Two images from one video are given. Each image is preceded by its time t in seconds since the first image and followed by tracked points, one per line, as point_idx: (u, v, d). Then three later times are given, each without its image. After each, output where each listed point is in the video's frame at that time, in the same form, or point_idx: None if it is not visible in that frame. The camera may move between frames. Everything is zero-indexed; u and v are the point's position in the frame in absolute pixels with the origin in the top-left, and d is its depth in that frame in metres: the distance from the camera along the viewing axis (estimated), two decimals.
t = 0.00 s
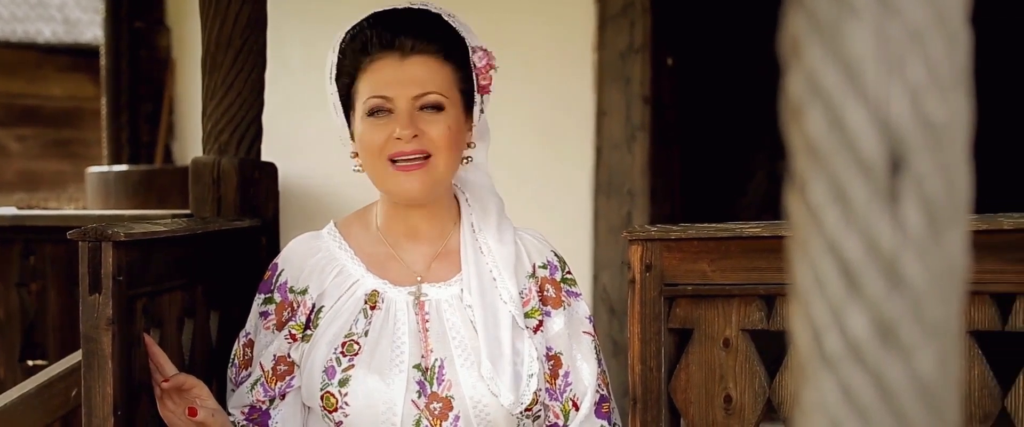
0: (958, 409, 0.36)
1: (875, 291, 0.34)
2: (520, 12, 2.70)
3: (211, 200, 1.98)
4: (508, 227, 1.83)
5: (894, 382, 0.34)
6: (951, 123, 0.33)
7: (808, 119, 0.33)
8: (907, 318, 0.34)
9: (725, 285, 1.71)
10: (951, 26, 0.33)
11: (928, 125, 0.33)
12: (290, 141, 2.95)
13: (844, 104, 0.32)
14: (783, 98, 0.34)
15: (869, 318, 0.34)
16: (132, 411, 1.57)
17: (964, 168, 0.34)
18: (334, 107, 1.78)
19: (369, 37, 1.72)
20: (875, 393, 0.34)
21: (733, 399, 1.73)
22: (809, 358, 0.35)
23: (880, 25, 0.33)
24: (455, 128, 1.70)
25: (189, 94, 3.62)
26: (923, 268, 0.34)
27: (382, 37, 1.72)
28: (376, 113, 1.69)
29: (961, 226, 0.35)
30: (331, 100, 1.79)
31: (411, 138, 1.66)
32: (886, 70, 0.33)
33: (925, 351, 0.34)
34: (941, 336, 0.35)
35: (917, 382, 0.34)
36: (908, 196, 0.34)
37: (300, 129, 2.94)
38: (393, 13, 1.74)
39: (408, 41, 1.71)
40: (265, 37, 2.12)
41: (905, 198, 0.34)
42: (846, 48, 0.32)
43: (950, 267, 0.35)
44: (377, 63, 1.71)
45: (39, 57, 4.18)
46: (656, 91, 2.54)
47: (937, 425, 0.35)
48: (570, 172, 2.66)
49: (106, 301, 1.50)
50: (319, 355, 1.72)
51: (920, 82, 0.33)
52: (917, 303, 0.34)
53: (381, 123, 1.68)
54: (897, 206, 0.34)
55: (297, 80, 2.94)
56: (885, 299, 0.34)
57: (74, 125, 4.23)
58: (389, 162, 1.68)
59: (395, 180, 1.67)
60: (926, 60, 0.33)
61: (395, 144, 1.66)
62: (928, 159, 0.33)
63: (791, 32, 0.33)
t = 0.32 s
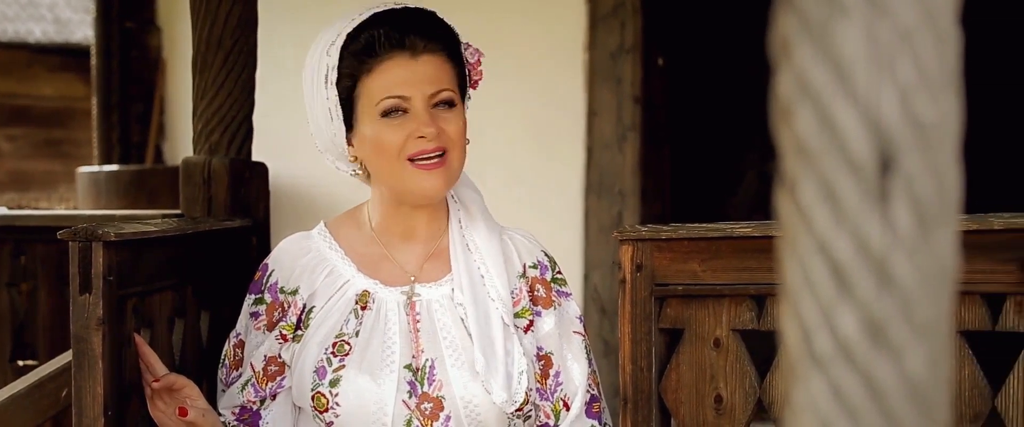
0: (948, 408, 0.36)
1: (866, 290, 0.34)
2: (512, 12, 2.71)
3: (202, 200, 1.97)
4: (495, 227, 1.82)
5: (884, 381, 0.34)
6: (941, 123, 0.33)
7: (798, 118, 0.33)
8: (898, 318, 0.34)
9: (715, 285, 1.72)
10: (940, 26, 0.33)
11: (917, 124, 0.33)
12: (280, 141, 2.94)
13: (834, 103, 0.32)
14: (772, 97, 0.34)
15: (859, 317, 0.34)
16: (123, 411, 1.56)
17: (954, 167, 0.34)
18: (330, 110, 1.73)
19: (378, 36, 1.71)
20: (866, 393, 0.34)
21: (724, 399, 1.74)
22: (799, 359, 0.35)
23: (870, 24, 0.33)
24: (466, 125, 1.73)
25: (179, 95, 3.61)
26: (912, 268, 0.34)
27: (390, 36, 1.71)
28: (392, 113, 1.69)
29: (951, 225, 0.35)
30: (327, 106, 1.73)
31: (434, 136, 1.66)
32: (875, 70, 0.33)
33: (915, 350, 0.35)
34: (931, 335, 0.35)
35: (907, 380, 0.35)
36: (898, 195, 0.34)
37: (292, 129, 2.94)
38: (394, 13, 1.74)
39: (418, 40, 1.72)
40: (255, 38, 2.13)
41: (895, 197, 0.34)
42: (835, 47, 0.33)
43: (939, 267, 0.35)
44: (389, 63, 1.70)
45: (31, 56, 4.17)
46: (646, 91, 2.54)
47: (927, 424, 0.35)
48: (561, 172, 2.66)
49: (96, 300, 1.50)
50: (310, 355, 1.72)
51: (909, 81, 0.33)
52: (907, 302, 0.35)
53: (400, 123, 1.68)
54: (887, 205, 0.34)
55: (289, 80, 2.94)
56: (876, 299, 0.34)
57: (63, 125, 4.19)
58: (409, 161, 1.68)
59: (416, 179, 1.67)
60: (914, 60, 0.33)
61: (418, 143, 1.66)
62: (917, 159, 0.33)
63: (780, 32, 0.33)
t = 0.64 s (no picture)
0: (936, 408, 0.37)
1: (855, 290, 0.35)
2: (502, 12, 2.72)
3: (192, 200, 1.97)
4: (490, 227, 1.83)
5: (872, 380, 0.35)
6: (930, 124, 0.34)
7: (786, 119, 0.33)
8: (888, 319, 0.35)
9: (705, 285, 1.72)
10: (930, 27, 0.33)
11: (906, 125, 0.34)
12: (271, 141, 2.94)
13: (822, 103, 0.33)
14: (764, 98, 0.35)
15: (847, 317, 0.35)
16: (112, 412, 1.56)
17: (945, 168, 0.35)
18: (312, 115, 1.78)
19: (343, 41, 1.72)
20: (855, 394, 0.35)
21: (713, 399, 1.74)
22: (790, 358, 0.36)
23: (860, 25, 0.33)
24: (436, 124, 1.70)
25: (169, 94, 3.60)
26: (901, 268, 0.35)
27: (354, 40, 1.72)
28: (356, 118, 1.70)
29: (940, 226, 0.35)
30: (309, 110, 1.79)
31: (393, 139, 1.66)
32: (865, 71, 0.33)
33: (904, 351, 0.35)
34: (921, 336, 0.35)
35: (895, 381, 0.35)
36: (886, 197, 0.34)
37: (282, 129, 2.93)
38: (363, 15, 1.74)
39: (381, 42, 1.71)
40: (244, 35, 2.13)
41: (884, 198, 0.34)
42: (824, 47, 0.33)
43: (929, 266, 0.35)
44: (353, 68, 1.71)
45: (18, 56, 4.13)
46: (636, 91, 2.55)
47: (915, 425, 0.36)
48: (552, 171, 2.67)
49: (86, 300, 1.50)
50: (302, 354, 1.72)
51: (898, 81, 0.33)
52: (896, 303, 0.35)
53: (363, 127, 1.68)
54: (875, 206, 0.34)
55: (279, 80, 2.94)
56: (865, 299, 0.35)
57: (52, 124, 4.18)
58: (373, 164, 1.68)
59: (381, 182, 1.68)
60: (903, 59, 0.33)
61: (378, 146, 1.66)
62: (906, 160, 0.34)
63: (771, 33, 0.34)
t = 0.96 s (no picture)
0: (925, 408, 0.37)
1: (843, 290, 0.35)
2: (491, 12, 2.72)
3: (181, 200, 1.96)
4: (480, 226, 1.83)
5: (861, 379, 0.35)
6: (918, 124, 0.34)
7: (774, 120, 0.34)
8: (875, 318, 0.35)
9: (694, 285, 1.73)
10: (918, 27, 0.34)
11: (894, 124, 0.34)
12: (260, 141, 2.94)
13: (811, 103, 0.33)
14: (752, 99, 0.35)
15: (835, 315, 0.35)
16: (103, 411, 1.56)
17: (933, 168, 0.35)
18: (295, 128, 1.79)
19: (309, 52, 1.73)
20: (843, 394, 0.35)
21: (703, 399, 1.75)
22: (779, 358, 0.36)
23: (848, 25, 0.33)
24: (413, 120, 1.70)
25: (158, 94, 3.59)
26: (888, 268, 0.35)
27: (320, 50, 1.72)
28: (335, 126, 1.70)
29: (928, 226, 0.36)
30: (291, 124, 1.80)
31: (371, 142, 1.66)
32: (853, 72, 0.34)
33: (893, 351, 0.35)
34: (908, 337, 0.36)
35: (883, 380, 0.36)
36: (875, 198, 0.35)
37: (271, 128, 2.93)
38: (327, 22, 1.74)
39: (346, 47, 1.71)
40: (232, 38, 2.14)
41: (872, 198, 0.35)
42: (812, 46, 0.33)
43: (917, 265, 0.36)
44: (323, 77, 1.72)
45: (9, 55, 4.14)
46: (625, 91, 2.56)
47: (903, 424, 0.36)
48: (541, 171, 2.67)
49: (76, 300, 1.50)
50: (293, 353, 1.72)
51: (886, 81, 0.34)
52: (885, 301, 0.35)
53: (341, 134, 1.69)
54: (863, 206, 0.35)
55: (268, 79, 2.93)
56: (853, 300, 0.35)
57: (42, 124, 4.17)
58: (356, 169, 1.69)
59: (366, 186, 1.68)
60: (891, 58, 0.33)
61: (358, 152, 1.66)
62: (895, 161, 0.34)
63: (760, 34, 0.34)
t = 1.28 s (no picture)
0: (914, 410, 0.38)
1: (833, 291, 0.36)
2: (482, 12, 2.72)
3: (171, 200, 1.97)
4: (468, 225, 1.83)
5: (850, 379, 0.36)
6: (908, 124, 0.35)
7: (765, 120, 0.35)
8: (864, 319, 0.36)
9: (684, 285, 1.74)
10: (907, 29, 0.34)
11: (884, 124, 0.34)
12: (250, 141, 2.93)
13: (801, 104, 0.34)
14: (743, 100, 0.36)
15: (824, 315, 0.36)
16: (91, 412, 1.56)
17: (922, 169, 0.36)
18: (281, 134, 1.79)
19: (291, 57, 1.73)
20: (832, 394, 0.36)
21: (693, 399, 1.76)
22: (768, 358, 0.37)
23: (839, 25, 0.34)
24: (399, 120, 1.70)
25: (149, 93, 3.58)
26: (879, 268, 0.36)
27: (302, 54, 1.73)
28: (322, 130, 1.70)
29: (916, 227, 0.36)
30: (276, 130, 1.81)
31: (360, 144, 1.66)
32: (843, 73, 0.34)
33: (881, 351, 0.36)
34: (896, 337, 0.36)
35: (872, 380, 0.36)
36: (864, 197, 0.35)
37: (261, 128, 2.93)
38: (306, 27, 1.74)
39: (327, 50, 1.71)
40: (222, 36, 2.13)
41: (862, 198, 0.35)
42: (802, 47, 0.34)
43: (905, 266, 0.36)
44: (307, 82, 1.72)
45: None
46: (616, 91, 2.56)
47: (893, 424, 0.37)
48: (531, 172, 2.68)
49: (65, 301, 1.49)
50: (281, 353, 1.72)
51: (876, 81, 0.34)
52: (874, 301, 0.36)
53: (329, 138, 1.69)
54: (853, 206, 0.35)
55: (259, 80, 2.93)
56: (842, 300, 0.36)
57: (32, 123, 4.15)
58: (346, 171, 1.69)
59: (357, 188, 1.69)
60: (881, 59, 0.34)
61: (347, 154, 1.66)
62: (885, 162, 0.35)
63: (749, 35, 0.35)
